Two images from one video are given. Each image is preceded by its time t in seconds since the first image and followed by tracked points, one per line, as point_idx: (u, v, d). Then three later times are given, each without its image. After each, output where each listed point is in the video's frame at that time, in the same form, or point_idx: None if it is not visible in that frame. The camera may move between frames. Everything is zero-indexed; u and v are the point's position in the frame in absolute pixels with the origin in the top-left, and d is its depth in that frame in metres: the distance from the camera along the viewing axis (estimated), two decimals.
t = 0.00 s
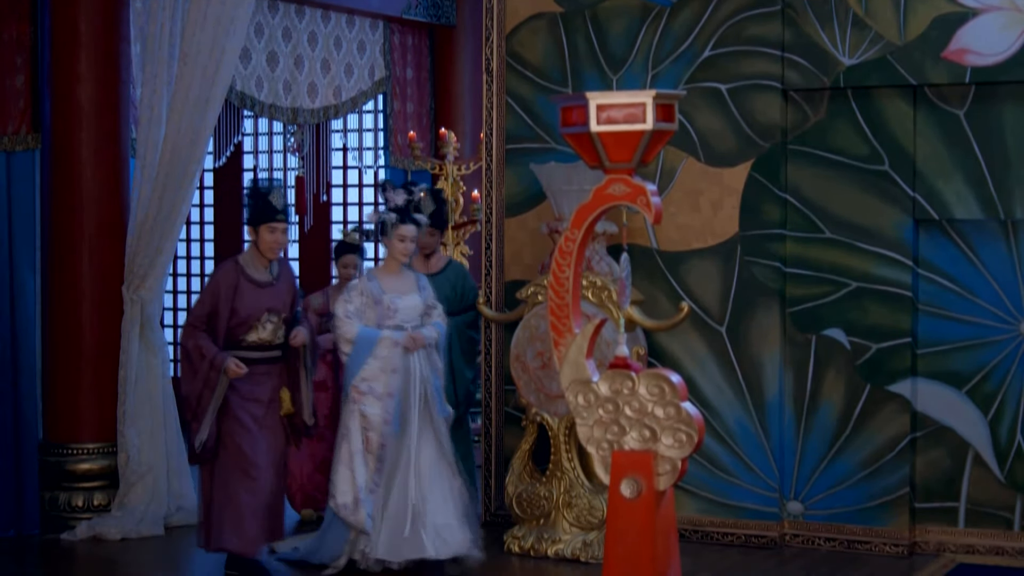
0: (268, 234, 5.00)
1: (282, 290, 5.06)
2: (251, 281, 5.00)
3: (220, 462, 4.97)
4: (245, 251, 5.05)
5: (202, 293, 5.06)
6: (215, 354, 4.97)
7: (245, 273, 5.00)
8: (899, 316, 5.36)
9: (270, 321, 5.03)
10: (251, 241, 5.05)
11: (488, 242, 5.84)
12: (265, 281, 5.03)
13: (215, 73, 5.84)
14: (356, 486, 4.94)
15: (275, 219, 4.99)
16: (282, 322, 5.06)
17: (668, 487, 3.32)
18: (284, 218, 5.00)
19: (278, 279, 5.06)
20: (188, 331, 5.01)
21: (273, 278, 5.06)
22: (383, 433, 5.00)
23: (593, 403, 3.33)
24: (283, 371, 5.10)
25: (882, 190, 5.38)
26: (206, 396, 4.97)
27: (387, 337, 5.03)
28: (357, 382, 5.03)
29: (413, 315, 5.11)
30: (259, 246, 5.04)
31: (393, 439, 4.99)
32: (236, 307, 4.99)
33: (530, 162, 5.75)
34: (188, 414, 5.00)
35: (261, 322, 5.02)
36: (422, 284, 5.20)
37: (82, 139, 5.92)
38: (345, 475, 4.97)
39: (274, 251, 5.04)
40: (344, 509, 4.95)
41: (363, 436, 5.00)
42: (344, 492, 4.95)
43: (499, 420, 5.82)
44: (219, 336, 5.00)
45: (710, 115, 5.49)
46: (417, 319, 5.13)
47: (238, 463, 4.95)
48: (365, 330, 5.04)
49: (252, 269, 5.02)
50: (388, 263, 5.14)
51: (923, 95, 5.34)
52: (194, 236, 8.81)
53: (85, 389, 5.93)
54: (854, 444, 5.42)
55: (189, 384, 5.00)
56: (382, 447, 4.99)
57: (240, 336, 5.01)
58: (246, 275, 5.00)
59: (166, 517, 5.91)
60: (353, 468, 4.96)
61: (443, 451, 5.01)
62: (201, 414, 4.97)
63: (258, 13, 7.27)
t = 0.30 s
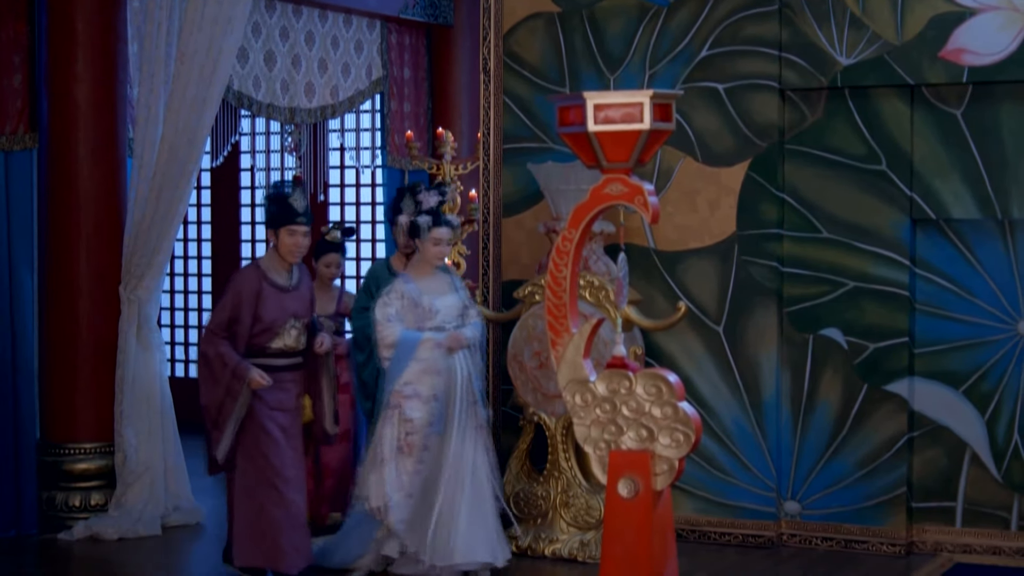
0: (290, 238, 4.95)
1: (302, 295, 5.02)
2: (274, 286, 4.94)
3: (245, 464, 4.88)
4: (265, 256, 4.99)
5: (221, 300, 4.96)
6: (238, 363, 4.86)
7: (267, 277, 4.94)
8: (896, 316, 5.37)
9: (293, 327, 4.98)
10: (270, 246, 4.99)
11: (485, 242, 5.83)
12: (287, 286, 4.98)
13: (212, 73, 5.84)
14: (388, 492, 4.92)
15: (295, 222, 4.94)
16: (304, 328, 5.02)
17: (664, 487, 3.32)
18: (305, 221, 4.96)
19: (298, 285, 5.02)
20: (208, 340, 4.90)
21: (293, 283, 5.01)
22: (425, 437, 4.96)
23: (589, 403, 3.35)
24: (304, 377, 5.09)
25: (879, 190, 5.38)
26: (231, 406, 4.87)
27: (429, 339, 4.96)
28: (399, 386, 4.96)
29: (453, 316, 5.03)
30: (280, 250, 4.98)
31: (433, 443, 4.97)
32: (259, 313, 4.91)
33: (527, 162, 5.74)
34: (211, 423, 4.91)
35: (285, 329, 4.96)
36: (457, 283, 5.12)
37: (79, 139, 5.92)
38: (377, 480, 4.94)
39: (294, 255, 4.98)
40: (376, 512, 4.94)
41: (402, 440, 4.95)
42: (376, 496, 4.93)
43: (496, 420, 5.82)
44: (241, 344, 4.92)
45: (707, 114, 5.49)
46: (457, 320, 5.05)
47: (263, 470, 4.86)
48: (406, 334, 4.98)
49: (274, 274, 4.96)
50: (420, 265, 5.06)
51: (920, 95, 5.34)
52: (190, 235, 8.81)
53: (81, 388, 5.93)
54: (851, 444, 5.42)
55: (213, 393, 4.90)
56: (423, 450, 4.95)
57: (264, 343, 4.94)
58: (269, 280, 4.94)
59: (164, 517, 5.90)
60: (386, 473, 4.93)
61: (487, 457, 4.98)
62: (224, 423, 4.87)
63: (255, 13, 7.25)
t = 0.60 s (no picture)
0: (316, 234, 4.84)
1: (325, 293, 4.91)
2: (300, 282, 4.81)
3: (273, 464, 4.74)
4: (289, 252, 4.87)
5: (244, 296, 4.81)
6: (272, 358, 4.70)
7: (293, 273, 4.81)
8: (891, 315, 5.38)
9: (317, 326, 4.86)
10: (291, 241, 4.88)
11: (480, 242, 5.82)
12: (311, 283, 4.86)
13: (207, 72, 5.83)
14: (438, 494, 4.81)
15: (320, 217, 4.84)
16: (327, 326, 4.90)
17: (659, 487, 3.29)
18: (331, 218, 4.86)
19: (321, 283, 4.90)
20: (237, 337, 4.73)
21: (316, 280, 4.89)
22: (458, 436, 4.87)
23: (585, 403, 3.29)
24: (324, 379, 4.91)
25: (874, 189, 5.39)
26: (263, 404, 4.71)
27: (458, 337, 4.92)
28: (428, 385, 4.90)
29: (480, 314, 5.05)
30: (304, 246, 4.87)
31: (468, 442, 4.89)
32: (286, 309, 4.78)
33: (522, 161, 5.73)
34: (244, 424, 4.73)
35: (308, 327, 4.84)
36: (484, 281, 5.14)
37: (74, 138, 5.91)
38: (424, 482, 4.84)
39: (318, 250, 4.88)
40: (429, 518, 4.82)
41: (440, 441, 4.86)
42: (429, 500, 4.82)
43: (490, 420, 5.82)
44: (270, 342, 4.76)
45: (702, 114, 5.49)
46: (484, 317, 5.07)
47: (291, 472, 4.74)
48: (434, 332, 4.93)
49: (298, 269, 4.84)
50: (447, 263, 5.07)
51: (915, 94, 5.34)
52: (186, 235, 8.82)
53: (76, 387, 5.93)
54: (847, 444, 5.43)
55: (244, 391, 4.73)
56: (459, 450, 4.86)
57: (289, 341, 4.81)
58: (295, 275, 4.82)
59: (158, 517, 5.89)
60: (432, 474, 4.84)
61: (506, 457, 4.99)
62: (259, 423, 4.71)
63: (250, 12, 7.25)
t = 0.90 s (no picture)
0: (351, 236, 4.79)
1: (358, 298, 4.89)
2: (334, 285, 4.80)
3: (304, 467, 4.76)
4: (323, 254, 4.85)
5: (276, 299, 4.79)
6: (304, 358, 4.68)
7: (327, 275, 4.80)
8: (881, 315, 5.38)
9: (350, 330, 4.85)
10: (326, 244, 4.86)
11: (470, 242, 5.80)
12: (345, 286, 4.85)
13: (197, 71, 5.83)
14: (451, 504, 4.72)
15: (356, 219, 4.78)
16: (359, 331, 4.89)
17: (651, 486, 3.00)
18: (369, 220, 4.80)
19: (354, 287, 4.88)
20: (268, 338, 4.71)
21: (349, 284, 4.88)
22: (490, 446, 4.77)
23: (575, 402, 3.05)
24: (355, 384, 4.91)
25: (864, 188, 5.40)
26: (294, 407, 4.67)
27: (492, 345, 4.80)
28: (460, 394, 4.79)
29: (512, 320, 4.92)
30: (338, 249, 4.84)
31: (497, 453, 4.78)
32: (319, 312, 4.77)
33: (513, 160, 5.71)
34: (274, 425, 4.70)
35: (340, 331, 4.83)
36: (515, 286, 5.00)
37: (64, 137, 5.90)
38: (442, 491, 4.76)
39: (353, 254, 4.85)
40: (441, 527, 4.73)
41: (465, 449, 4.77)
42: (442, 509, 4.74)
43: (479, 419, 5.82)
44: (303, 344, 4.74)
45: (693, 113, 5.49)
46: (515, 324, 4.93)
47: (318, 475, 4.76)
48: (467, 339, 4.81)
49: (332, 272, 4.83)
50: (477, 268, 4.93)
51: (906, 93, 5.35)
52: (176, 235, 8.82)
53: (66, 386, 5.92)
54: (837, 443, 5.43)
55: (274, 392, 4.69)
56: (487, 461, 4.76)
57: (321, 345, 4.80)
58: (328, 278, 4.80)
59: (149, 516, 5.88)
60: (450, 484, 4.74)
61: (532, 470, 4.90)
62: (289, 425, 4.68)
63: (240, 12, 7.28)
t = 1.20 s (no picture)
0: (386, 235, 4.77)
1: (396, 294, 4.87)
2: (370, 283, 4.78)
3: (336, 468, 4.79)
4: (360, 252, 4.82)
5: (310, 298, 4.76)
6: (331, 369, 4.65)
7: (363, 273, 4.78)
8: (868, 313, 5.39)
9: (388, 328, 4.83)
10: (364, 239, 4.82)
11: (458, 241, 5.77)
12: (381, 283, 4.83)
13: (185, 69, 5.81)
14: (485, 501, 4.85)
15: (392, 218, 4.76)
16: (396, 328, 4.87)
17: (638, 485, 2.98)
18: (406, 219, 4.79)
19: (391, 284, 4.86)
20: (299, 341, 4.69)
21: (386, 280, 4.86)
22: (520, 444, 4.88)
23: (562, 401, 3.00)
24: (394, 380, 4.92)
25: (851, 187, 5.41)
26: (315, 415, 4.68)
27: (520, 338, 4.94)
28: (489, 390, 4.90)
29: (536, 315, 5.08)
30: (376, 245, 4.80)
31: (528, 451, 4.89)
32: (354, 312, 4.75)
33: (500, 159, 5.69)
34: (293, 431, 4.73)
35: (379, 328, 4.82)
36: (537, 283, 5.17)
37: (52, 136, 5.89)
38: (473, 489, 4.88)
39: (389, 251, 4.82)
40: (473, 525, 4.87)
41: (496, 447, 4.88)
42: (474, 508, 4.86)
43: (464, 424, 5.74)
44: (333, 347, 4.72)
45: (681, 112, 5.48)
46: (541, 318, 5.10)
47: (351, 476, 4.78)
48: (497, 333, 4.94)
49: (368, 269, 4.80)
50: (504, 261, 5.08)
51: (893, 92, 5.37)
52: (163, 233, 8.81)
53: (54, 386, 5.90)
54: (824, 442, 5.44)
55: (299, 398, 4.71)
56: (517, 459, 4.87)
57: (358, 344, 4.78)
58: (364, 276, 4.78)
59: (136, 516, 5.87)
60: (483, 481, 4.87)
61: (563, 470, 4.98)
62: (308, 432, 4.70)
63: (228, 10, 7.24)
